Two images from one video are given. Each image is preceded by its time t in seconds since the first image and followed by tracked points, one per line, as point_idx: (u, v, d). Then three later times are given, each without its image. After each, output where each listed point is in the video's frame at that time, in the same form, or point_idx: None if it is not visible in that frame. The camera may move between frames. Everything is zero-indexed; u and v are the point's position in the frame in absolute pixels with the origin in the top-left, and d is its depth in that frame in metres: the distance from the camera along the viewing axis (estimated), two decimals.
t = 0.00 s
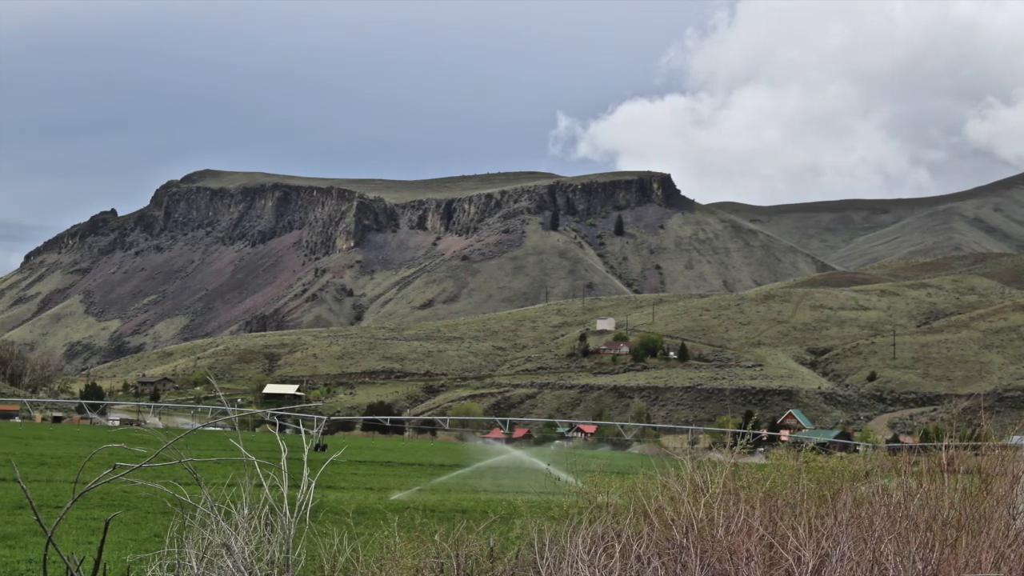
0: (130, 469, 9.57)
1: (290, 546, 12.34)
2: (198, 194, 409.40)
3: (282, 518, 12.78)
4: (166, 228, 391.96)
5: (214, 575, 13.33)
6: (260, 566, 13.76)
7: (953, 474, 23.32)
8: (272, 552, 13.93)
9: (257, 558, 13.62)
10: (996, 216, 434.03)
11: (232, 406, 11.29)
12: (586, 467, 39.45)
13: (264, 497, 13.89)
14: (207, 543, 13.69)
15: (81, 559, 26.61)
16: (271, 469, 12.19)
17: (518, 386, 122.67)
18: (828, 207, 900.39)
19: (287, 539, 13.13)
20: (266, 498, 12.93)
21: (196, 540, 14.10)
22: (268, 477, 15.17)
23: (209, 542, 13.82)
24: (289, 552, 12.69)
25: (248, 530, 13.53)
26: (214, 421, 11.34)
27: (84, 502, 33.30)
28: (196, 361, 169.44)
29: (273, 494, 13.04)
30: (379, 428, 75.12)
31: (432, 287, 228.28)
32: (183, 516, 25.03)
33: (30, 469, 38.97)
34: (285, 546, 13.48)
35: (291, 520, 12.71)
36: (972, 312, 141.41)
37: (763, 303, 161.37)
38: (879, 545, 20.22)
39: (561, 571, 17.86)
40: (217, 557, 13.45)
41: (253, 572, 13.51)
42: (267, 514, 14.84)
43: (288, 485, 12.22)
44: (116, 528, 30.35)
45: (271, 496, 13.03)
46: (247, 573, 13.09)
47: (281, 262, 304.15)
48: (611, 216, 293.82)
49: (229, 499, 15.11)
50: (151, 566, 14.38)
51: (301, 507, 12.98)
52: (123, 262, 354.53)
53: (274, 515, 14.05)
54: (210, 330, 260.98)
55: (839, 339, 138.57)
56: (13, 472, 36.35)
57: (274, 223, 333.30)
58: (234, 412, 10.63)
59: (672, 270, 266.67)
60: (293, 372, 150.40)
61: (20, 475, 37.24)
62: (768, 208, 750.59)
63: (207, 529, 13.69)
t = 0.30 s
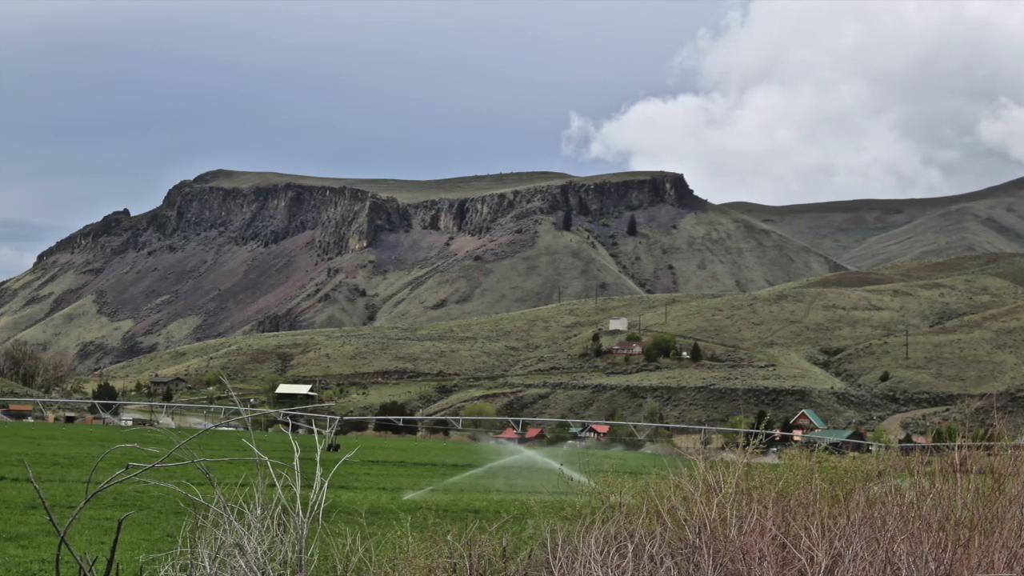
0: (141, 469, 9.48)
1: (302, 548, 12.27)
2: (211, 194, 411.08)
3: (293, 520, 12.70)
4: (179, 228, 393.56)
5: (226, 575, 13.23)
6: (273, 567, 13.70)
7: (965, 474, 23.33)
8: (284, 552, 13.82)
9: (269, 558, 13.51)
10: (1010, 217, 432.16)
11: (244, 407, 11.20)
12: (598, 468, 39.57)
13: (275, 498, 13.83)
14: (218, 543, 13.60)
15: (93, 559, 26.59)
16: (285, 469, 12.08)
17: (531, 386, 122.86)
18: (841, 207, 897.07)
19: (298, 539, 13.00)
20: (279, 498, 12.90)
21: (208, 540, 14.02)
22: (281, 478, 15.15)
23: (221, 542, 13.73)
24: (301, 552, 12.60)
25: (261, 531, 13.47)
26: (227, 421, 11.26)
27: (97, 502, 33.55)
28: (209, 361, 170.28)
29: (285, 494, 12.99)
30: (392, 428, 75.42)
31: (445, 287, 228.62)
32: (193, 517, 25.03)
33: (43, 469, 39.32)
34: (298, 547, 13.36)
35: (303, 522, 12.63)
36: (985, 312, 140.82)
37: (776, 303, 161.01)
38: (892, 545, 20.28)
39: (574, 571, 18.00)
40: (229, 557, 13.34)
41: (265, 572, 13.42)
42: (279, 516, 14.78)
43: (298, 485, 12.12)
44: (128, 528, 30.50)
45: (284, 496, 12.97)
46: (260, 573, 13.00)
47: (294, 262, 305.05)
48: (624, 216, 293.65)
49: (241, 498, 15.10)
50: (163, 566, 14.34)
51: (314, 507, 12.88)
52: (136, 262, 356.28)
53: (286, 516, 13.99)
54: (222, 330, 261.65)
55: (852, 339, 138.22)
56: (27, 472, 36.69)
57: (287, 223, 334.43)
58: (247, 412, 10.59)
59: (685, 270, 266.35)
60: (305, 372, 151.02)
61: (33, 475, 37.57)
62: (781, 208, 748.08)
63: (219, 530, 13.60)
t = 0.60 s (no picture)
0: (153, 469, 9.49)
1: (314, 547, 12.23)
2: (224, 194, 412.70)
3: (306, 520, 12.67)
4: (192, 228, 395.22)
5: (240, 575, 13.19)
6: (286, 567, 13.63)
7: (978, 474, 23.38)
8: (297, 552, 13.70)
9: (283, 558, 13.44)
10: None
11: (257, 406, 11.17)
12: (610, 467, 39.68)
13: (288, 498, 13.79)
14: (232, 544, 13.54)
15: (105, 559, 26.73)
16: (296, 469, 12.04)
17: (543, 386, 122.98)
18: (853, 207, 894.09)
19: (312, 540, 12.99)
20: (292, 498, 12.88)
21: (221, 540, 13.99)
22: (294, 476, 15.14)
23: (235, 541, 13.67)
24: (315, 553, 12.58)
25: (275, 530, 13.44)
26: (240, 420, 11.24)
27: (110, 502, 33.86)
28: (222, 361, 171.04)
29: (298, 494, 12.99)
30: (405, 428, 75.70)
31: (458, 287, 228.94)
32: (205, 518, 25.12)
33: (56, 469, 39.70)
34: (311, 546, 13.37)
35: (316, 522, 12.56)
36: (999, 312, 140.21)
37: (788, 303, 160.67)
38: (905, 545, 20.31)
39: (587, 571, 18.10)
40: (243, 557, 13.30)
41: (278, 573, 13.38)
42: (292, 514, 14.72)
43: (311, 484, 12.05)
44: (141, 528, 30.71)
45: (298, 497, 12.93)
46: (273, 573, 12.94)
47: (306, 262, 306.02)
48: (637, 215, 293.55)
49: (255, 497, 15.09)
50: (176, 567, 14.32)
51: (327, 506, 12.83)
52: (149, 262, 357.97)
53: (300, 514, 13.98)
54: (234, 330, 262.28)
55: (865, 339, 137.86)
56: (40, 472, 37.07)
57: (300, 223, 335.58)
58: (259, 412, 10.60)
59: (698, 270, 266.11)
60: (318, 372, 151.54)
61: (46, 475, 37.94)
62: (793, 208, 746.13)
63: (232, 530, 13.55)
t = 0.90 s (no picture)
0: (165, 469, 9.53)
1: (328, 549, 12.07)
2: (236, 194, 414.16)
3: (318, 521, 12.57)
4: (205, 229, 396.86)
5: None
6: (299, 566, 13.55)
7: (991, 474, 23.44)
8: (310, 551, 13.70)
9: (295, 557, 13.44)
10: None
11: (268, 406, 11.10)
12: (623, 467, 39.81)
13: (302, 496, 13.73)
14: (244, 544, 13.44)
15: (119, 558, 26.87)
16: (310, 469, 11.95)
17: (556, 386, 123.20)
18: (866, 207, 890.72)
19: (325, 539, 12.83)
20: (305, 498, 12.82)
21: (234, 542, 13.91)
22: (306, 478, 15.06)
23: (247, 542, 13.57)
24: (326, 552, 12.45)
25: (287, 530, 13.38)
26: (252, 421, 11.26)
27: (123, 502, 34.19)
28: (235, 361, 171.85)
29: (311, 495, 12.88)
30: (417, 428, 75.97)
31: (470, 287, 229.14)
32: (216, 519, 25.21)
33: (69, 469, 40.08)
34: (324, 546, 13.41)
35: (328, 522, 12.48)
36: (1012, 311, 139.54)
37: (801, 303, 160.30)
38: (917, 544, 20.30)
39: (600, 571, 18.19)
40: (255, 557, 13.21)
41: (291, 572, 13.27)
42: (304, 515, 14.62)
43: (325, 485, 11.93)
44: (154, 528, 30.94)
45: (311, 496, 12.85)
46: (285, 574, 12.90)
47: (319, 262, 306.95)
48: (650, 215, 293.36)
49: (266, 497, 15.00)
50: (189, 566, 14.29)
51: (339, 507, 12.73)
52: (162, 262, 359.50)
53: (313, 515, 13.92)
54: (247, 330, 262.66)
55: (878, 339, 137.44)
56: (53, 472, 37.45)
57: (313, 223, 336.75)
58: (272, 411, 10.53)
59: (711, 270, 265.75)
60: (331, 372, 152.09)
61: (59, 475, 38.33)
62: (806, 208, 744.01)
63: (244, 530, 13.48)
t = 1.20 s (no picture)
0: (173, 472, 9.56)
1: (341, 549, 12.07)
2: (249, 194, 415.61)
3: (331, 520, 12.56)
4: (218, 229, 398.41)
5: (265, 574, 13.17)
6: (312, 566, 13.57)
7: (1004, 475, 23.45)
8: (322, 552, 13.68)
9: (308, 558, 13.48)
10: None
11: (283, 405, 11.19)
12: (636, 467, 39.94)
13: (315, 495, 13.74)
14: (257, 543, 13.51)
15: (132, 557, 27.09)
16: (322, 468, 12.02)
17: (569, 386, 123.33)
18: (879, 206, 887.47)
19: (337, 539, 12.81)
20: (317, 498, 12.85)
21: (247, 540, 13.98)
22: (318, 479, 15.06)
23: (260, 542, 13.66)
24: (339, 553, 12.46)
25: (300, 530, 13.41)
26: (265, 419, 11.29)
27: (136, 502, 34.45)
28: (248, 361, 172.64)
29: (324, 495, 12.90)
30: (430, 428, 76.26)
31: (483, 287, 229.35)
32: (228, 518, 25.33)
33: (81, 469, 40.48)
34: (335, 546, 13.32)
35: (340, 523, 12.49)
36: None
37: (814, 303, 159.95)
38: (930, 544, 20.32)
39: (613, 571, 18.30)
40: (268, 557, 13.27)
41: (304, 572, 13.30)
42: (318, 515, 14.64)
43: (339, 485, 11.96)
44: (166, 528, 31.19)
45: (324, 497, 12.89)
46: (298, 573, 12.94)
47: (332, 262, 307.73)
48: (662, 215, 293.15)
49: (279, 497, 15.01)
50: (202, 566, 14.39)
51: (353, 507, 12.71)
52: (174, 262, 360.99)
53: (326, 515, 13.97)
54: (259, 330, 263.57)
55: (890, 339, 137.09)
56: (66, 472, 37.84)
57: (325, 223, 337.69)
58: (285, 411, 10.62)
59: (724, 270, 265.34)
60: (344, 372, 152.61)
61: (72, 475, 38.71)
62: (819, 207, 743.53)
63: (257, 530, 13.55)
